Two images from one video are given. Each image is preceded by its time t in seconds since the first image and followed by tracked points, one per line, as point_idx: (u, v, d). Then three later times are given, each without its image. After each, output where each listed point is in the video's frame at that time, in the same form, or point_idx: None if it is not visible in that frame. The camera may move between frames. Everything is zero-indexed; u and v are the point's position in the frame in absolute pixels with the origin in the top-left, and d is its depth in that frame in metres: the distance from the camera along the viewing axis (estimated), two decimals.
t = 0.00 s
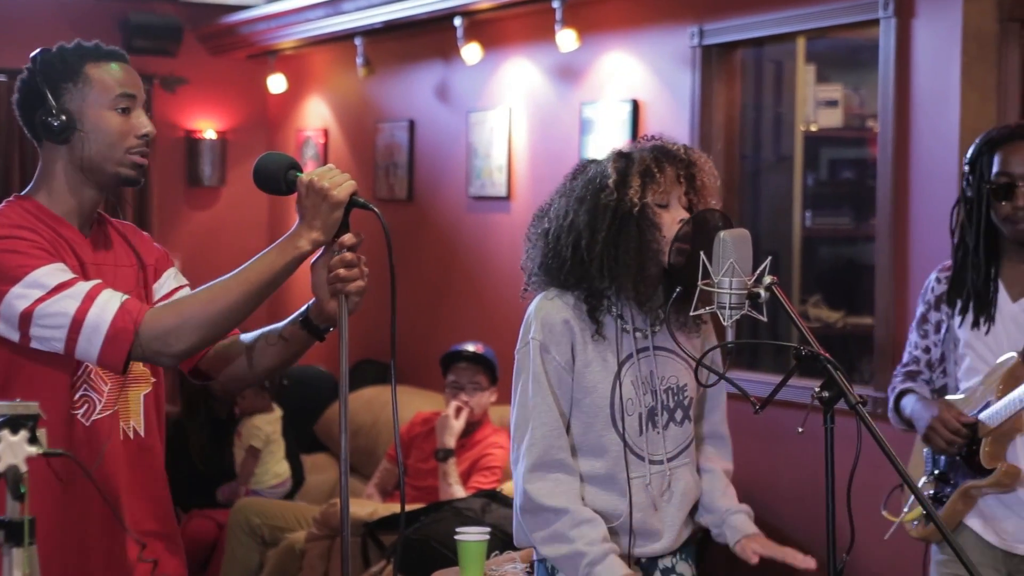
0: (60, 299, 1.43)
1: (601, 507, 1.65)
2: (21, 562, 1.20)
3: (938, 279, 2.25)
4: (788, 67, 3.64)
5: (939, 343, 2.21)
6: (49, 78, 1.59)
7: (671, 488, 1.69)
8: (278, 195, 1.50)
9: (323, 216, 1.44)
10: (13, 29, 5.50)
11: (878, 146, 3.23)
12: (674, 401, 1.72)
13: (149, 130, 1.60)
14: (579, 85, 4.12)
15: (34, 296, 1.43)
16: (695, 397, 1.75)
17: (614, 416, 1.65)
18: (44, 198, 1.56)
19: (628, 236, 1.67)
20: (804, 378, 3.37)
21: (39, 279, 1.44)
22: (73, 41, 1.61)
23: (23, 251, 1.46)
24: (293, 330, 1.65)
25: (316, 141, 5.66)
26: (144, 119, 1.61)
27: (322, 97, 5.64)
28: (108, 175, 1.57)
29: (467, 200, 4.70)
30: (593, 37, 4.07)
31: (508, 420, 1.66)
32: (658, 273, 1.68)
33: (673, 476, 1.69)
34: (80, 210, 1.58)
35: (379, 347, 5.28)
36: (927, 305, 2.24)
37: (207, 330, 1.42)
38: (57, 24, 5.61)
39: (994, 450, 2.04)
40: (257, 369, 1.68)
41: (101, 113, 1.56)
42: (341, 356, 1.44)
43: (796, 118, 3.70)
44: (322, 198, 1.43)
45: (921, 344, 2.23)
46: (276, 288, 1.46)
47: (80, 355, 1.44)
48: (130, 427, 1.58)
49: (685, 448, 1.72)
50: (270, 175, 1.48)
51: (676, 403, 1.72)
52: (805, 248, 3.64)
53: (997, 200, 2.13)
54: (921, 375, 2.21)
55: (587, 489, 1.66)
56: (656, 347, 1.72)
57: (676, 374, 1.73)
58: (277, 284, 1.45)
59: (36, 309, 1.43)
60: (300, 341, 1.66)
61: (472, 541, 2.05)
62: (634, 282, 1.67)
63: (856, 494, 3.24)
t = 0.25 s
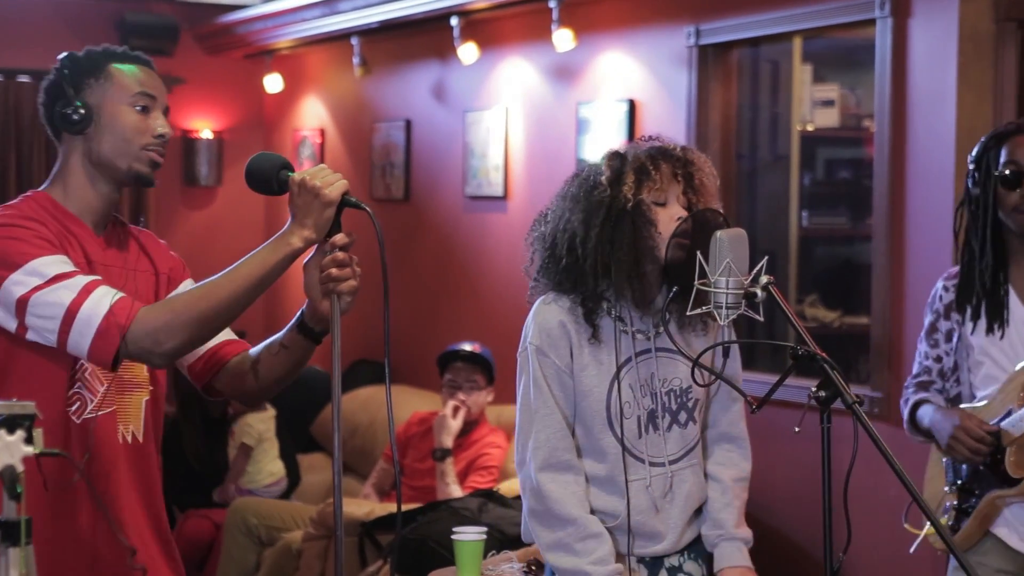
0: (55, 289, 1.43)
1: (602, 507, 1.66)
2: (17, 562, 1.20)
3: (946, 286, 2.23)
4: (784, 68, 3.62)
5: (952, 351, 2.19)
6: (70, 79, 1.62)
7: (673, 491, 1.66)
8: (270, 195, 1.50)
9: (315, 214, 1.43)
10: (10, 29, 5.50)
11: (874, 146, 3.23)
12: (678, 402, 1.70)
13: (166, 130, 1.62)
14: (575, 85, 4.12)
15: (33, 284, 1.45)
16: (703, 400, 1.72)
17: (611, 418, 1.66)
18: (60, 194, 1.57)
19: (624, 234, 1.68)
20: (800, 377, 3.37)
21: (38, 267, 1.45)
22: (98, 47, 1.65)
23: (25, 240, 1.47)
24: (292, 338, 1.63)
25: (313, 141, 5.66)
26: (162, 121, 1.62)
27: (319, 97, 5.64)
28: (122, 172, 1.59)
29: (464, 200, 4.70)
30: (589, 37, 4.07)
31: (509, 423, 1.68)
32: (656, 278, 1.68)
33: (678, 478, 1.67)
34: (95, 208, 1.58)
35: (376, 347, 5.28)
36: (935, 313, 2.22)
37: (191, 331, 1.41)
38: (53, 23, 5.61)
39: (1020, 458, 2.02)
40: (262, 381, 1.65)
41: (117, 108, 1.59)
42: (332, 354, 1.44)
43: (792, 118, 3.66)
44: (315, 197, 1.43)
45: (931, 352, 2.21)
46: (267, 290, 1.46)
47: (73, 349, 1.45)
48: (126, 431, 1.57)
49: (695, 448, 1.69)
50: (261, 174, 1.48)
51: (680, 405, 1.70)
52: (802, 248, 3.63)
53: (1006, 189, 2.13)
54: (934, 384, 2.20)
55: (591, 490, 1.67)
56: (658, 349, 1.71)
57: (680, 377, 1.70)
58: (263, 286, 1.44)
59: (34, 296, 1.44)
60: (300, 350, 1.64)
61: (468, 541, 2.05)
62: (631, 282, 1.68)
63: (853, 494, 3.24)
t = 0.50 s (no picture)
0: (79, 297, 1.41)
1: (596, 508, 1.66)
2: (15, 562, 1.20)
3: (942, 291, 2.17)
4: (783, 68, 3.62)
5: (949, 357, 2.12)
6: (111, 82, 1.58)
7: (666, 492, 1.66)
8: (260, 196, 1.49)
9: (306, 212, 1.43)
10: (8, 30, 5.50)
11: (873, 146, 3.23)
12: (673, 405, 1.69)
13: (207, 132, 1.56)
14: (574, 85, 4.12)
15: (61, 287, 1.42)
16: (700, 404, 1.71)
17: (604, 418, 1.66)
18: (105, 195, 1.55)
19: (623, 227, 1.67)
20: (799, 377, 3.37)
21: (69, 272, 1.43)
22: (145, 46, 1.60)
23: (61, 241, 1.45)
24: (286, 347, 1.60)
25: (311, 141, 5.66)
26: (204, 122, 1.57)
27: (317, 97, 5.64)
28: (164, 177, 1.54)
29: (463, 200, 4.70)
30: (589, 37, 4.07)
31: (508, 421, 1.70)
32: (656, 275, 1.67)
33: (670, 480, 1.67)
34: (141, 214, 1.55)
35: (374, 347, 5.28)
36: (928, 317, 2.15)
37: (198, 345, 1.41)
38: (51, 23, 5.61)
39: None
40: (256, 397, 1.61)
41: (155, 114, 1.54)
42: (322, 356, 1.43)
43: (790, 117, 3.66)
44: (305, 195, 1.42)
45: (919, 359, 2.14)
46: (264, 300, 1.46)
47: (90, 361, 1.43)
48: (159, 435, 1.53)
49: (690, 451, 1.69)
50: (251, 174, 1.48)
51: (675, 408, 1.69)
52: (800, 248, 3.63)
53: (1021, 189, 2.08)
54: (919, 391, 2.15)
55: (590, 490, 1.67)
56: (657, 350, 1.70)
57: (678, 379, 1.70)
58: (261, 294, 1.44)
59: (60, 301, 1.42)
60: (294, 361, 1.60)
61: (466, 541, 2.05)
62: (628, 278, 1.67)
63: (851, 494, 3.25)
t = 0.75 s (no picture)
0: (107, 316, 1.44)
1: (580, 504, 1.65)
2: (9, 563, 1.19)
3: (931, 280, 2.15)
4: (778, 68, 3.62)
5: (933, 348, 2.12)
6: (134, 88, 1.59)
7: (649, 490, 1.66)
8: (252, 196, 1.49)
9: (298, 213, 1.43)
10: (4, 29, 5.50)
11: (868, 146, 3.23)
12: (659, 404, 1.69)
13: (228, 137, 1.56)
14: (571, 85, 4.12)
15: (87, 304, 1.45)
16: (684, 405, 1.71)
17: (593, 413, 1.65)
18: (132, 202, 1.57)
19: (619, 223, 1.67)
20: (795, 377, 3.37)
21: (95, 288, 1.45)
22: (169, 47, 1.60)
23: (89, 254, 1.46)
24: (287, 353, 1.60)
25: (307, 141, 5.66)
26: (226, 127, 1.57)
27: (313, 98, 5.64)
28: (184, 185, 1.56)
29: (459, 200, 4.70)
30: (585, 37, 4.07)
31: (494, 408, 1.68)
32: (652, 274, 1.66)
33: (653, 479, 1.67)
34: (165, 218, 1.57)
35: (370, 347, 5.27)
36: (914, 308, 2.14)
37: (219, 363, 1.43)
38: (48, 23, 5.60)
39: None
40: (261, 405, 1.61)
41: (173, 122, 1.55)
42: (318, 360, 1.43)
43: (786, 118, 3.66)
44: (298, 197, 1.43)
45: (900, 349, 2.14)
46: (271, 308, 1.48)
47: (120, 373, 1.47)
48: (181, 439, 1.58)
49: (668, 450, 1.69)
50: (243, 175, 1.47)
51: (661, 407, 1.69)
52: (796, 249, 3.63)
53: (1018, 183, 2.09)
54: (896, 381, 2.15)
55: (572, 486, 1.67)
56: (646, 349, 1.70)
57: (665, 379, 1.70)
58: (266, 306, 1.47)
59: (86, 319, 1.45)
60: (296, 364, 1.61)
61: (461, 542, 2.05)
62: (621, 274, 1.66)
63: (846, 494, 3.25)
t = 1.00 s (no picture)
0: (126, 328, 1.39)
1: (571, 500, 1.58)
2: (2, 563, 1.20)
3: (916, 280, 2.15)
4: (773, 68, 3.63)
5: (916, 347, 2.11)
6: (146, 91, 1.55)
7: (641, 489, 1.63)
8: (254, 196, 1.48)
9: (298, 214, 1.43)
10: None
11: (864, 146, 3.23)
12: (646, 403, 1.66)
13: (243, 142, 1.52)
14: (566, 84, 4.12)
15: (105, 316, 1.40)
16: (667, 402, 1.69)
17: (589, 413, 1.60)
18: (145, 208, 1.53)
19: (618, 223, 1.63)
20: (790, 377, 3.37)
21: (114, 299, 1.40)
22: (178, 49, 1.57)
23: (106, 266, 1.42)
24: (289, 355, 1.60)
25: (302, 141, 5.65)
26: (240, 131, 1.53)
27: (308, 97, 5.63)
28: (199, 191, 1.52)
29: (454, 200, 4.69)
30: (579, 36, 4.06)
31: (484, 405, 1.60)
32: (642, 274, 1.64)
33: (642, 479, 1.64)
34: (178, 222, 1.54)
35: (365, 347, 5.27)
36: (898, 305, 2.13)
37: (238, 370, 1.42)
38: (42, 23, 5.60)
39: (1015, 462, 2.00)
40: (271, 410, 1.61)
41: (187, 127, 1.51)
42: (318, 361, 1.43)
43: (781, 118, 3.66)
44: (298, 198, 1.42)
45: (882, 346, 2.13)
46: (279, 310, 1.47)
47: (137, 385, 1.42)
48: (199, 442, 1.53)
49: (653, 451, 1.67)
50: (246, 175, 1.46)
51: (648, 406, 1.66)
52: (791, 249, 3.63)
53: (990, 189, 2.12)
54: (877, 377, 2.14)
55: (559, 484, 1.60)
56: (634, 348, 1.66)
57: (651, 378, 1.67)
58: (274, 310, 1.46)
59: (105, 331, 1.40)
60: (302, 367, 1.61)
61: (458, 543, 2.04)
62: (617, 273, 1.62)
63: (841, 493, 3.25)
